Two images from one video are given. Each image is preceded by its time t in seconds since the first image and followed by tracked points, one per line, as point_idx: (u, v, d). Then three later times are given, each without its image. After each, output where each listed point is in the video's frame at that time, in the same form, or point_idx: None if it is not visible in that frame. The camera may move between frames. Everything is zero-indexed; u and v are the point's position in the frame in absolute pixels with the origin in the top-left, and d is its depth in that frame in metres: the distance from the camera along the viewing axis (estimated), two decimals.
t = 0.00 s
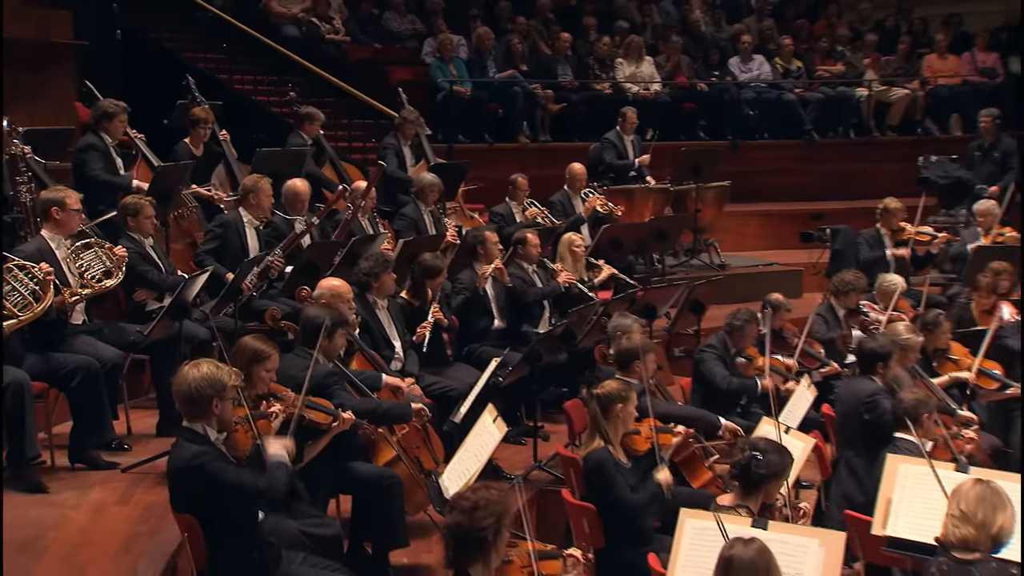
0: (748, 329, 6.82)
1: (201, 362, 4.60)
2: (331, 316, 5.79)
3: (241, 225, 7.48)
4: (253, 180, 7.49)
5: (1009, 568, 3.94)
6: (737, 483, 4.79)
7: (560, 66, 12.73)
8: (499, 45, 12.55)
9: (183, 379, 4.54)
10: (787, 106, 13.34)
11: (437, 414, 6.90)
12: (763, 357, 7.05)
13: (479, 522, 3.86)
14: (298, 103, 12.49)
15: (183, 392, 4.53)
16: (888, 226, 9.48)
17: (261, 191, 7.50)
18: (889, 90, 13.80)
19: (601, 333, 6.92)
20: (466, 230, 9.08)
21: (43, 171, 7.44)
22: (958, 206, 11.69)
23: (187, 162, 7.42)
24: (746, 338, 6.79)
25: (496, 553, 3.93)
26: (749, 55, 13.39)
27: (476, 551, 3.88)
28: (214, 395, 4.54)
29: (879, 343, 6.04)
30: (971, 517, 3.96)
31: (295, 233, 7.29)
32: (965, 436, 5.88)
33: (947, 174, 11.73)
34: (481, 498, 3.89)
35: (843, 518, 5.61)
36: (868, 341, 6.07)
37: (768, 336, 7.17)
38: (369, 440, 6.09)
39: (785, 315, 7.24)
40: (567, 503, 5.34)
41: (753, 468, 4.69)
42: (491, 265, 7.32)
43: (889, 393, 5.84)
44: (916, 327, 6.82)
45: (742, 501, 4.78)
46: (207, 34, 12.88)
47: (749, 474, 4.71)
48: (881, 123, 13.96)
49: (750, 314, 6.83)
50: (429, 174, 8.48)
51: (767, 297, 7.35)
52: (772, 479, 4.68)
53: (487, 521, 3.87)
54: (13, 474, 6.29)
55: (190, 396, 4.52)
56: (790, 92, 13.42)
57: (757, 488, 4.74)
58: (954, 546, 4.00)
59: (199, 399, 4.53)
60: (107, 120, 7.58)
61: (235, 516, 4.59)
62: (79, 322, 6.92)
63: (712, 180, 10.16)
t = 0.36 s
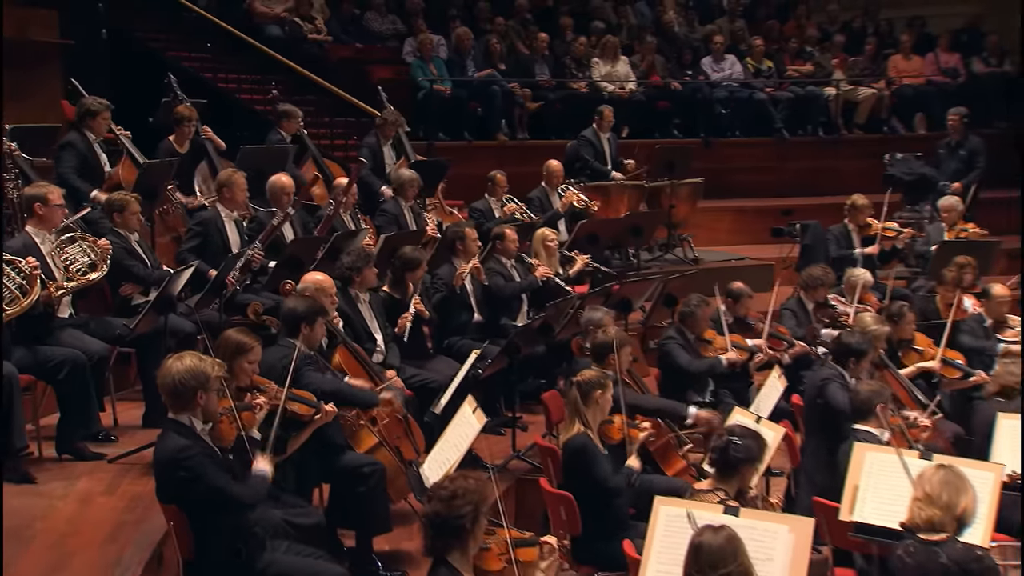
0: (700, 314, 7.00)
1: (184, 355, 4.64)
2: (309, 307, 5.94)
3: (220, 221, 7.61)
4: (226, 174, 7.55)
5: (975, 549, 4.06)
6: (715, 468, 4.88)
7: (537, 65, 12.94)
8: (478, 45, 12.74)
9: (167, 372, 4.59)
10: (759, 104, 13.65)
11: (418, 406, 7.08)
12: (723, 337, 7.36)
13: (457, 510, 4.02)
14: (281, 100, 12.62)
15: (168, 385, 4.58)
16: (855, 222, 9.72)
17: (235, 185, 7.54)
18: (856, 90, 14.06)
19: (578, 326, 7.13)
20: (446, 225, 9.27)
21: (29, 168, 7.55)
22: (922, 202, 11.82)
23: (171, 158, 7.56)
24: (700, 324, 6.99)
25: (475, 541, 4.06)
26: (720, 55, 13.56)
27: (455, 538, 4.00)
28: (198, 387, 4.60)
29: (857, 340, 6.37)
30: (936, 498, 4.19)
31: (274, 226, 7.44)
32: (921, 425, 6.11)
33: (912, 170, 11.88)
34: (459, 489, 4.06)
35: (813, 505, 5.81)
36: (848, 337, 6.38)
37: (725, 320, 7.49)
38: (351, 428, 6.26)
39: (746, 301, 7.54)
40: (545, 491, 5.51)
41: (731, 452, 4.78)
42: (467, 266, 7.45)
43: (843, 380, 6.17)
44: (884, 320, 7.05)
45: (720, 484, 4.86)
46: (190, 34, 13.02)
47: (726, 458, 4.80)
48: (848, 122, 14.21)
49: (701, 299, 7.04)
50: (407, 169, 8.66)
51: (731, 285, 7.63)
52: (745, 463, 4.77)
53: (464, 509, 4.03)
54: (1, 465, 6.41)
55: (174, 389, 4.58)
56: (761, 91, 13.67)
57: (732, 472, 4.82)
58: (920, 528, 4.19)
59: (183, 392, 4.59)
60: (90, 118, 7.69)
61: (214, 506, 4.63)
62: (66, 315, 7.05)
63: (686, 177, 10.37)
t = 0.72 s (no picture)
0: (665, 305, 7.26)
1: (174, 349, 4.78)
2: (292, 300, 6.10)
3: (201, 217, 7.73)
4: (203, 170, 7.63)
5: (940, 534, 4.25)
6: (675, 458, 5.07)
7: (515, 64, 13.09)
8: (457, 45, 12.87)
9: (156, 364, 4.71)
10: (730, 103, 13.80)
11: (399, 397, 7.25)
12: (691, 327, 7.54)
13: (437, 499, 4.04)
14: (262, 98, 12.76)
15: (157, 376, 4.69)
16: (824, 217, 9.96)
17: (212, 181, 7.63)
18: (824, 88, 14.25)
19: (556, 319, 7.32)
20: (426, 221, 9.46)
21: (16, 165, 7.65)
22: (888, 198, 12.12)
23: (155, 155, 7.68)
24: (667, 314, 7.22)
25: (454, 530, 4.10)
26: (694, 54, 13.84)
27: (434, 528, 4.03)
28: (186, 379, 4.71)
29: (828, 334, 6.54)
30: (897, 485, 4.24)
31: (254, 220, 7.58)
32: (882, 416, 6.40)
33: (879, 168, 12.09)
34: (438, 478, 4.10)
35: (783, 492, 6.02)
36: (819, 330, 6.55)
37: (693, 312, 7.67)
38: (333, 420, 6.38)
39: (712, 292, 7.73)
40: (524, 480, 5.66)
41: (688, 441, 4.98)
42: (446, 265, 7.62)
43: (817, 374, 6.34)
44: (851, 313, 7.29)
45: (681, 473, 5.05)
46: (174, 34, 13.20)
47: (685, 448, 5.00)
48: (817, 120, 14.42)
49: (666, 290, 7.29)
50: (388, 167, 8.79)
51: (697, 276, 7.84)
52: (704, 452, 4.96)
53: (444, 498, 4.05)
54: None
55: (162, 380, 4.69)
56: (733, 90, 13.89)
57: (693, 460, 5.02)
58: (883, 513, 4.28)
59: (170, 384, 4.70)
60: (75, 116, 7.79)
61: (206, 498, 4.71)
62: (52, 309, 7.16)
63: (660, 174, 10.57)
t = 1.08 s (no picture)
0: (640, 298, 7.42)
1: (169, 342, 4.74)
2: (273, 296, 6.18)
3: (185, 212, 7.86)
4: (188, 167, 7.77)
5: (905, 518, 4.43)
6: (648, 450, 5.21)
7: (494, 63, 13.26)
8: (437, 44, 13.06)
9: (150, 358, 4.69)
10: (704, 101, 13.99)
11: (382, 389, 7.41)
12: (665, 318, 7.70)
13: (416, 490, 4.18)
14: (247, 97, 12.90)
15: (150, 370, 4.68)
16: (795, 213, 10.19)
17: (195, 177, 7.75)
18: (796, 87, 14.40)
19: (535, 312, 7.49)
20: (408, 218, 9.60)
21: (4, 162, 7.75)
22: (857, 194, 12.27)
23: (140, 152, 7.83)
24: (641, 307, 7.39)
25: (434, 518, 4.24)
26: (669, 54, 14.14)
27: (414, 517, 4.18)
28: (178, 375, 4.71)
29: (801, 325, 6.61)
30: (867, 473, 4.42)
31: (238, 215, 7.73)
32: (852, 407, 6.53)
33: (847, 164, 12.28)
34: (418, 470, 4.22)
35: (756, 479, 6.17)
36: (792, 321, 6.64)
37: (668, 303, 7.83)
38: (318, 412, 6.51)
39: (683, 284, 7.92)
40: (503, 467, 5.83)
41: (662, 434, 5.12)
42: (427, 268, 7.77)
43: (793, 365, 6.48)
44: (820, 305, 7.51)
45: (654, 464, 5.19)
46: (159, 33, 13.18)
47: (658, 440, 5.14)
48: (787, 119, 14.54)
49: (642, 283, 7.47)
50: (369, 163, 8.93)
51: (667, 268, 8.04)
52: (677, 444, 5.11)
53: (423, 489, 4.19)
54: None
55: (155, 374, 4.68)
56: (707, 89, 14.09)
57: (665, 452, 5.17)
58: (853, 500, 4.45)
59: (163, 377, 4.70)
60: (63, 113, 7.86)
61: (191, 477, 4.81)
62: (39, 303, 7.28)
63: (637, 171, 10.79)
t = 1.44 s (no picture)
0: (628, 296, 7.53)
1: (180, 337, 4.91)
2: (258, 291, 6.30)
3: (172, 209, 8.01)
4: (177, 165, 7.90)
5: (871, 506, 4.58)
6: (637, 437, 5.30)
7: (475, 62, 13.43)
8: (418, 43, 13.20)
9: (160, 349, 4.84)
10: (679, 100, 14.25)
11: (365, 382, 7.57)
12: (648, 318, 7.87)
13: (403, 480, 4.26)
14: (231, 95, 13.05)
15: (159, 361, 4.83)
16: (768, 210, 10.41)
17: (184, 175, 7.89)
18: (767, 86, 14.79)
19: (515, 306, 7.66)
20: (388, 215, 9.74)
21: None
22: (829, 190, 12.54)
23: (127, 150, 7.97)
24: (628, 304, 7.52)
25: (418, 508, 4.31)
26: (645, 54, 14.30)
27: (399, 506, 4.25)
28: (185, 369, 4.86)
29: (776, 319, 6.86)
30: (837, 461, 4.60)
31: (225, 211, 7.87)
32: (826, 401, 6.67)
33: (819, 161, 12.55)
34: (404, 459, 4.30)
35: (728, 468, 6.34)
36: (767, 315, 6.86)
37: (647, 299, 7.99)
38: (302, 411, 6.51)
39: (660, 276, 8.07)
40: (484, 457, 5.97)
41: (652, 422, 5.22)
42: (408, 272, 7.92)
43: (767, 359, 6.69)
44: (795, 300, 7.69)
45: (642, 452, 5.29)
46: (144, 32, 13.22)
47: (648, 427, 5.23)
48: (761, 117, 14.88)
49: (630, 281, 7.59)
50: (355, 161, 9.12)
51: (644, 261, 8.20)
52: (665, 433, 5.21)
53: (409, 480, 4.27)
54: None
55: (163, 366, 4.83)
56: (682, 88, 14.34)
57: (653, 441, 5.26)
58: (823, 488, 4.63)
59: (169, 369, 4.85)
60: (52, 111, 8.04)
61: (181, 477, 4.88)
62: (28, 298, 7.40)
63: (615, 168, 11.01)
